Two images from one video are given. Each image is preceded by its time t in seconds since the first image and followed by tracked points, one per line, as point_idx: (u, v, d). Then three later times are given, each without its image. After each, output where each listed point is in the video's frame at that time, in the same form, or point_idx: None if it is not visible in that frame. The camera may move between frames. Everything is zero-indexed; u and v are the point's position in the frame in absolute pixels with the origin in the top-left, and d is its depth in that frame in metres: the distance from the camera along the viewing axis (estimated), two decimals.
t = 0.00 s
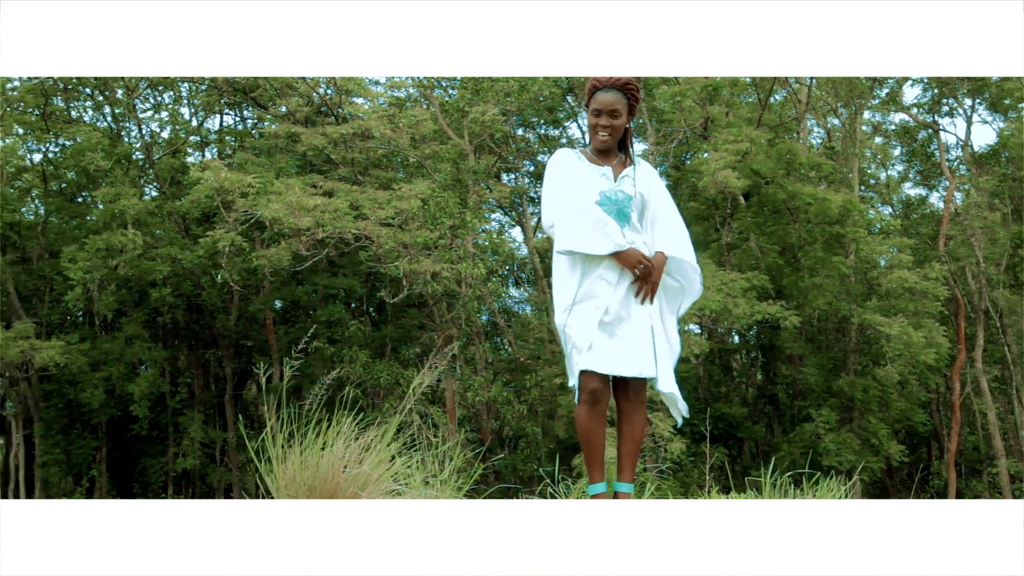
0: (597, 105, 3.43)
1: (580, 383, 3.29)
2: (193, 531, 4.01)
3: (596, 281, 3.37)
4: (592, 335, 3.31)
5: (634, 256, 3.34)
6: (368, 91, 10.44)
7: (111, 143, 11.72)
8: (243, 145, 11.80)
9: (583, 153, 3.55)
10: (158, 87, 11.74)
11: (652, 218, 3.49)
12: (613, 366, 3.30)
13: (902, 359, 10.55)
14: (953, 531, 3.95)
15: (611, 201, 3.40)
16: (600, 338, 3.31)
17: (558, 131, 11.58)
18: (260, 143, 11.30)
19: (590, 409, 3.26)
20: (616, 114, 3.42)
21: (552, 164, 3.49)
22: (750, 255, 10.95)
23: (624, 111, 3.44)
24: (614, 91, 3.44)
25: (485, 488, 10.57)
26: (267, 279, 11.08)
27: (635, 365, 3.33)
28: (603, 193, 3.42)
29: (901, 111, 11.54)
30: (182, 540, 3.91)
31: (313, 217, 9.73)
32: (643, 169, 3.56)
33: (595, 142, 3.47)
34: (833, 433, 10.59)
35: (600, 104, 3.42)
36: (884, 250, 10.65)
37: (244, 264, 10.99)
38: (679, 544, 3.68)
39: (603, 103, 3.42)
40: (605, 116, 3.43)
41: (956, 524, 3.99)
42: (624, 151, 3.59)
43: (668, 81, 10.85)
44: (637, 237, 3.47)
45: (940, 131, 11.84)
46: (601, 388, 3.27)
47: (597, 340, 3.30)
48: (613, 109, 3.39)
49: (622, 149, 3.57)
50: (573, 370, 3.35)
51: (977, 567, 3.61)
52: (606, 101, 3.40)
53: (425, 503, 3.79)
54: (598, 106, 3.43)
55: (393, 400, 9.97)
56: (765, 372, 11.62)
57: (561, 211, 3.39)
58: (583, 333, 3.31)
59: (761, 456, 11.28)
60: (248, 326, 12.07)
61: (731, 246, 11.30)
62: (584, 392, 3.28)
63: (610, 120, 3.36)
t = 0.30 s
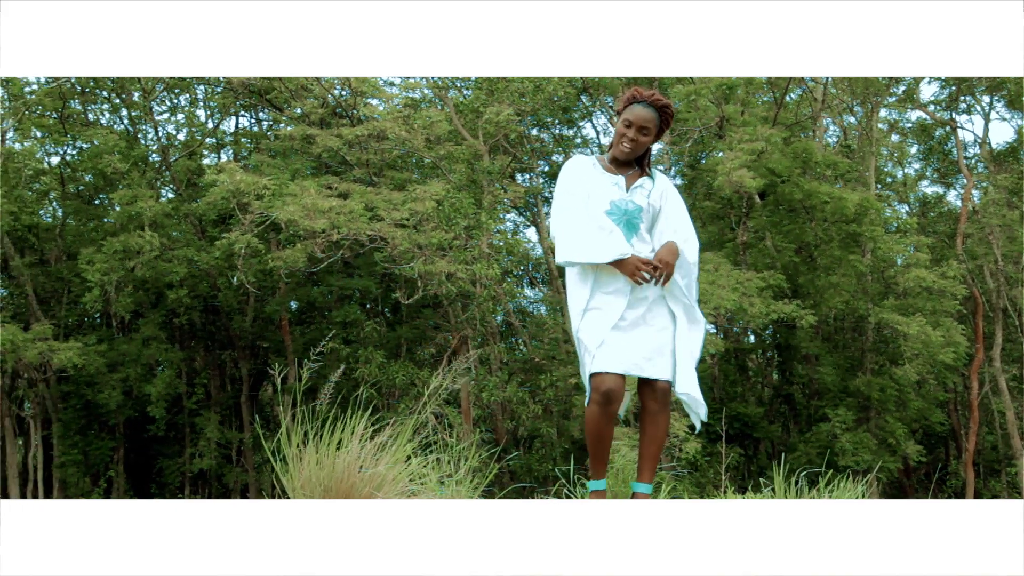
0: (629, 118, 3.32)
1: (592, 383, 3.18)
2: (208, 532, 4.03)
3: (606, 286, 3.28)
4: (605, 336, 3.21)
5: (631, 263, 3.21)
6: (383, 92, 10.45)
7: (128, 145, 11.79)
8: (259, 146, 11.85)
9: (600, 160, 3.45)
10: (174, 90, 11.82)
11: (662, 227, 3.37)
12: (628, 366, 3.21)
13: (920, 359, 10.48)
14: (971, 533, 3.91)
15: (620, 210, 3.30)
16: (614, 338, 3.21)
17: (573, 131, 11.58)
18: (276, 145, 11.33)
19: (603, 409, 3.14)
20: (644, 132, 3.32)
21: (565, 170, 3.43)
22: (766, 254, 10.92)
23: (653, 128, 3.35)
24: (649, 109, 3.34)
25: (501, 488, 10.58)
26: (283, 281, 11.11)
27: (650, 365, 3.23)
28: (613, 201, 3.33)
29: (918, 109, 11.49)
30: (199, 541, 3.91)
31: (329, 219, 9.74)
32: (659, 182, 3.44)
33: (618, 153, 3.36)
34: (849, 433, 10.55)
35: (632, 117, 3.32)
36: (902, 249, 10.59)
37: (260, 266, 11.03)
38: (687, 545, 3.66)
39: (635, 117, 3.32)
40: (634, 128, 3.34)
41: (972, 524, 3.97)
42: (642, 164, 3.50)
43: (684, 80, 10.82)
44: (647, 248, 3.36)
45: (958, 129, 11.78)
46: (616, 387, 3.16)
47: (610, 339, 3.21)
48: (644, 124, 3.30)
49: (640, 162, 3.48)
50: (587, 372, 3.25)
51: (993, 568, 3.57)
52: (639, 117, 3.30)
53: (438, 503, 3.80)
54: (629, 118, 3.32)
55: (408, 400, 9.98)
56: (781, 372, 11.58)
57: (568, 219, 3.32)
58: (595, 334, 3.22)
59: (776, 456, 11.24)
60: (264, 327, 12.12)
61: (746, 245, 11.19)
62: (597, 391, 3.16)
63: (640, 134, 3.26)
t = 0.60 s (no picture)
0: (623, 105, 3.53)
1: (574, 379, 3.40)
2: (219, 534, 4.04)
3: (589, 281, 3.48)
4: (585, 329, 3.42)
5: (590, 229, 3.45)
6: (393, 93, 10.46)
7: (139, 146, 11.83)
8: (269, 147, 11.88)
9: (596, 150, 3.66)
10: (184, 91, 11.87)
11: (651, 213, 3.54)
12: (608, 359, 3.40)
13: (933, 358, 10.43)
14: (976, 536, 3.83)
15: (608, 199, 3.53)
16: (594, 332, 3.41)
17: (583, 131, 11.56)
18: (286, 146, 11.35)
19: (583, 405, 3.36)
20: (639, 117, 3.54)
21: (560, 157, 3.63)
22: (777, 254, 10.89)
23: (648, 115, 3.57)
24: (642, 95, 3.55)
25: (512, 488, 10.58)
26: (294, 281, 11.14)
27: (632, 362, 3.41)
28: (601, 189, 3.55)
29: (929, 107, 11.42)
30: (212, 542, 3.93)
31: (339, 220, 9.75)
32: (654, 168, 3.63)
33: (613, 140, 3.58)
34: (862, 432, 10.51)
35: (626, 104, 3.53)
36: (914, 248, 10.50)
37: (271, 266, 11.05)
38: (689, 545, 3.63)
39: (629, 103, 3.53)
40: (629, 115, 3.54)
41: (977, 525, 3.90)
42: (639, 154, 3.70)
43: (694, 79, 10.78)
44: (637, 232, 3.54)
45: (970, 127, 11.71)
46: (595, 385, 3.37)
47: (589, 335, 3.42)
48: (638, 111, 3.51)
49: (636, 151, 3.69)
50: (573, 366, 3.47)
51: (994, 567, 3.52)
52: (633, 103, 3.51)
53: (449, 503, 3.82)
54: (623, 105, 3.54)
55: (420, 400, 9.99)
56: (793, 371, 11.55)
57: (552, 206, 3.52)
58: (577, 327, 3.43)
59: (789, 456, 11.21)
60: (275, 327, 12.17)
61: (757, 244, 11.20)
62: (579, 387, 3.38)
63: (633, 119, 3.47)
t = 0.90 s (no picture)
0: (601, 108, 3.76)
1: (577, 385, 3.65)
2: (244, 532, 4.07)
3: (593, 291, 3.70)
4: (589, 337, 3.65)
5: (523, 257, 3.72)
6: (413, 94, 10.48)
7: (162, 149, 11.90)
8: (290, 149, 11.93)
9: (589, 164, 3.91)
10: (206, 94, 11.94)
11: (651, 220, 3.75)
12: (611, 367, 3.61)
13: (958, 357, 10.34)
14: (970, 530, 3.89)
15: (609, 210, 3.76)
16: (596, 339, 3.64)
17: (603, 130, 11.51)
18: (306, 147, 11.39)
19: (587, 409, 3.61)
20: (620, 115, 3.76)
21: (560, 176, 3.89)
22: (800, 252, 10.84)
23: (627, 113, 3.78)
24: (617, 95, 3.78)
25: (534, 488, 10.59)
26: (315, 283, 11.21)
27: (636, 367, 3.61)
28: (600, 203, 3.80)
29: (953, 103, 11.31)
30: (236, 542, 3.96)
31: (359, 221, 9.75)
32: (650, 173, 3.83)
33: (601, 145, 3.81)
34: (886, 432, 10.45)
35: (605, 107, 3.76)
36: (939, 245, 10.39)
37: (292, 267, 11.09)
38: (688, 543, 3.66)
39: (606, 106, 3.76)
40: (610, 118, 3.77)
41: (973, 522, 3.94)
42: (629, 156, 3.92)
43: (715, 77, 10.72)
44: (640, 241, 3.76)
45: (995, 122, 11.58)
46: (597, 389, 3.61)
47: (594, 342, 3.65)
48: (617, 110, 3.74)
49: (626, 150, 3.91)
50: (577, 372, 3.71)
51: (991, 567, 3.56)
52: (610, 103, 3.74)
53: (471, 502, 3.82)
54: (602, 109, 3.76)
55: (441, 400, 10.01)
56: (816, 371, 11.50)
57: (547, 224, 3.78)
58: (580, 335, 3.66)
59: (812, 456, 11.15)
60: (297, 328, 12.26)
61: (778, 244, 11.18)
62: (583, 393, 3.63)
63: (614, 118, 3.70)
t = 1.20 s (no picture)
0: (603, 108, 3.65)
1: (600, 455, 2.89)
2: (232, 542, 3.98)
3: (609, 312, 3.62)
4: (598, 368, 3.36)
5: (486, 285, 3.78)
6: (422, 98, 9.50)
7: (149, 160, 10.93)
8: (290, 159, 10.99)
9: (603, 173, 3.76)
10: (198, 100, 10.98)
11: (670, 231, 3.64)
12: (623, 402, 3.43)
13: None
14: (969, 557, 3.70)
15: (629, 218, 3.64)
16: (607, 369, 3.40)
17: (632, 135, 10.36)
18: (307, 157, 10.44)
19: (612, 441, 3.54)
20: (624, 113, 3.63)
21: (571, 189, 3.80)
22: (850, 269, 9.81)
23: (632, 112, 3.65)
24: (620, 94, 3.67)
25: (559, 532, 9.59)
26: (317, 305, 10.29)
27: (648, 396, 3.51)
28: (620, 210, 3.66)
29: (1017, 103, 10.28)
30: None
31: (364, 238, 8.85)
32: (671, 171, 3.70)
33: (611, 148, 3.66)
34: (949, 468, 9.42)
35: (606, 108, 3.65)
36: (1004, 262, 9.47)
37: (292, 288, 10.14)
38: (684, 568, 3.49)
39: (608, 106, 3.65)
40: (616, 119, 3.64)
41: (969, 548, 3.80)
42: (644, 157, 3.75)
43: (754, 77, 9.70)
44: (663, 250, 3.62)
45: None
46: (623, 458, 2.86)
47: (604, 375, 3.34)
48: (620, 108, 3.61)
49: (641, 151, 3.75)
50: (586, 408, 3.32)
51: None
52: (611, 103, 3.63)
53: None
54: (604, 110, 3.65)
55: (454, 436, 9.06)
56: (869, 401, 10.40)
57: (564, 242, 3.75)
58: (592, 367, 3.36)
59: (865, 495, 10.11)
60: (297, 355, 11.27)
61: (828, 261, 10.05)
62: (605, 426, 3.57)
63: (619, 118, 3.58)
